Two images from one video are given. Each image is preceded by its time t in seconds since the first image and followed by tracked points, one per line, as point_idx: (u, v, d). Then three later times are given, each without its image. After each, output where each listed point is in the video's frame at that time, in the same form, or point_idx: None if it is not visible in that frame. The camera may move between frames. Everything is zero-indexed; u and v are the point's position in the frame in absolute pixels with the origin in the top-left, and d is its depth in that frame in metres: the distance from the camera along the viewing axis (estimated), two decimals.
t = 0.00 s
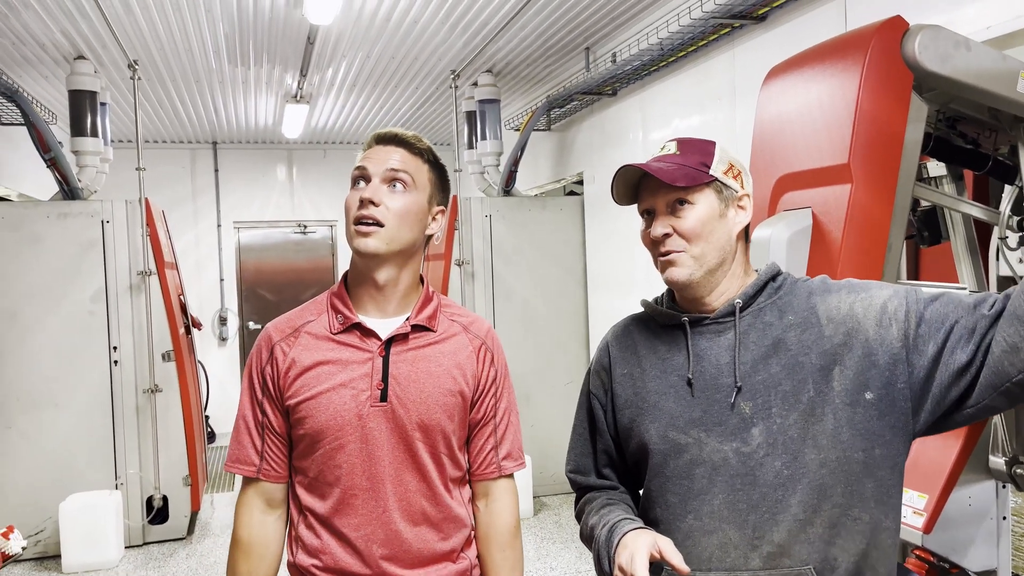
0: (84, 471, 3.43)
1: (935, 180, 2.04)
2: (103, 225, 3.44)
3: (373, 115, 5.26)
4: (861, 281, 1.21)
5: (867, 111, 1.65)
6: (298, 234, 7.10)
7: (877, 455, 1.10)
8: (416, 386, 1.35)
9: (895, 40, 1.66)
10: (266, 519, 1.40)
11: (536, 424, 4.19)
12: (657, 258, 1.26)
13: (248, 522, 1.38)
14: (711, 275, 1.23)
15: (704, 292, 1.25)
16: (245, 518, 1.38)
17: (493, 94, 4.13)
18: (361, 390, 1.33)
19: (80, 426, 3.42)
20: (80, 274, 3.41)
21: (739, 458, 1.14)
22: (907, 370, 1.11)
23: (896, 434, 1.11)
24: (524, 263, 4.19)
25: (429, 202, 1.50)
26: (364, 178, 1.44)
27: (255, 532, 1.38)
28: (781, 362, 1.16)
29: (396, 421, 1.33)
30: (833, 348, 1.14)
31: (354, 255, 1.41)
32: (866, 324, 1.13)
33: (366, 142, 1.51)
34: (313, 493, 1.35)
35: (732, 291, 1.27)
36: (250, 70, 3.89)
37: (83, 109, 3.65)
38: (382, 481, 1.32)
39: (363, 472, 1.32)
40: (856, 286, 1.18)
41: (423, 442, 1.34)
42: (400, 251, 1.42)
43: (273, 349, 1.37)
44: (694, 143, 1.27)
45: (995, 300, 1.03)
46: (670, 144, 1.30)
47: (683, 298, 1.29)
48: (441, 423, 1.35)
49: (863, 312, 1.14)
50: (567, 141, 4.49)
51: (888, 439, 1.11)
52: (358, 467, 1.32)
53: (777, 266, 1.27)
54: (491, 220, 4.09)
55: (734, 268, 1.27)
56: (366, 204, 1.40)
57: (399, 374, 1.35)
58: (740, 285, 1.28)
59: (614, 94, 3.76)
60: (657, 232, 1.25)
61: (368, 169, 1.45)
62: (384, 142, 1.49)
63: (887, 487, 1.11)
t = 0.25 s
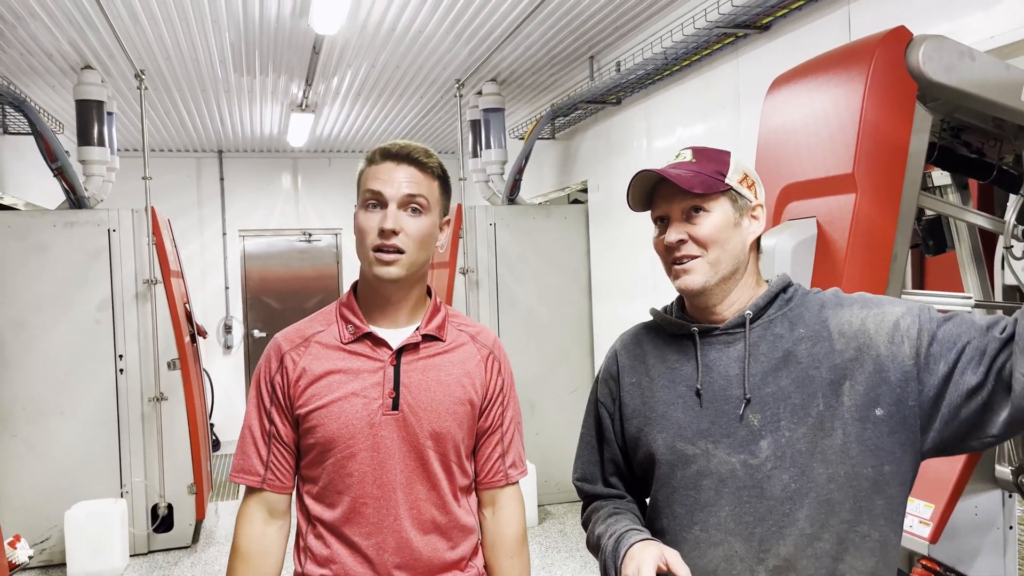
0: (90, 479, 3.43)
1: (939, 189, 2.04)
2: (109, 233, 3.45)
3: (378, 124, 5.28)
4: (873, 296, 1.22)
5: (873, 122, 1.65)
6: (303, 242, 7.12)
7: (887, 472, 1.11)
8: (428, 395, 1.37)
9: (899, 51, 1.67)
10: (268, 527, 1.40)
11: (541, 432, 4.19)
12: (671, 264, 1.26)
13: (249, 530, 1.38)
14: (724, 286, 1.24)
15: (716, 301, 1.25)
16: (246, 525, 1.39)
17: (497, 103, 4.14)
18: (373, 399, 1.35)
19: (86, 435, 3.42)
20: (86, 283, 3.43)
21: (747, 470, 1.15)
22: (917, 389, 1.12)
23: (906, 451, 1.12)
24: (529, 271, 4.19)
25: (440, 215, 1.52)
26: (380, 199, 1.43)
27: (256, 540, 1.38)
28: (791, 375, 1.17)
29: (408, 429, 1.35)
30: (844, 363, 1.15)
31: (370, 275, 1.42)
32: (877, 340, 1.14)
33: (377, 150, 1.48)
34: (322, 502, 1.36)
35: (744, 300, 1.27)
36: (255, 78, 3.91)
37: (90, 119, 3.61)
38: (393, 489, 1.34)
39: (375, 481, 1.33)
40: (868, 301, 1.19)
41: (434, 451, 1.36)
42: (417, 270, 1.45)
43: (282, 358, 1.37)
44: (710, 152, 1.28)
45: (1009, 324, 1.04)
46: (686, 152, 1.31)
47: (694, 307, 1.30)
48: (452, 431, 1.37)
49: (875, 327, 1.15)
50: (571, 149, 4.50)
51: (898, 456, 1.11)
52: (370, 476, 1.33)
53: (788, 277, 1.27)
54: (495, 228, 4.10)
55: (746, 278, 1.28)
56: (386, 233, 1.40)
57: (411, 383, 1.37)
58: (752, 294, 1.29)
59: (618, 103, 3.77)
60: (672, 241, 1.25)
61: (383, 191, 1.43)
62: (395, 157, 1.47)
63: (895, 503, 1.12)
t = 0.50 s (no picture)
0: (95, 488, 3.43)
1: (945, 199, 2.04)
2: (116, 242, 3.47)
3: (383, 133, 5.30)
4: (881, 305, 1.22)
5: (877, 132, 1.66)
6: (309, 251, 7.15)
7: (897, 481, 1.10)
8: (440, 405, 1.40)
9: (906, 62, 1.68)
10: (284, 540, 1.40)
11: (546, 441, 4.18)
12: (680, 273, 1.27)
13: (264, 543, 1.39)
14: (732, 296, 1.24)
15: (725, 312, 1.25)
16: (261, 539, 1.39)
17: (502, 112, 4.16)
18: (385, 411, 1.37)
19: (91, 443, 3.43)
20: (93, 292, 3.44)
21: (757, 481, 1.15)
22: (928, 398, 1.11)
23: (915, 460, 1.11)
24: (533, 278, 4.19)
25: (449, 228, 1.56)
26: (413, 212, 1.44)
27: (271, 553, 1.39)
28: (800, 386, 1.17)
29: (419, 439, 1.38)
30: (853, 373, 1.15)
31: (401, 286, 1.44)
32: (887, 349, 1.14)
33: (391, 160, 1.49)
34: (333, 515, 1.37)
35: (753, 311, 1.27)
36: (261, 87, 3.92)
37: (98, 127, 3.69)
38: (406, 500, 1.36)
39: (387, 492, 1.36)
40: (875, 310, 1.19)
41: (446, 460, 1.39)
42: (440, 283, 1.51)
43: (291, 373, 1.38)
44: (720, 162, 1.28)
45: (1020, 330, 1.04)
46: (698, 162, 1.32)
47: (703, 317, 1.30)
48: (462, 440, 1.42)
49: (884, 337, 1.15)
50: (576, 157, 4.51)
51: (908, 465, 1.11)
52: (382, 487, 1.35)
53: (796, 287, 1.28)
54: (501, 236, 4.10)
55: (756, 289, 1.27)
56: (428, 246, 1.43)
57: (422, 394, 1.40)
58: (761, 305, 1.28)
59: (622, 112, 3.78)
60: (682, 249, 1.25)
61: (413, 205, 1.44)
62: (415, 169, 1.49)
63: (907, 514, 1.11)
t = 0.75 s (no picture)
0: (101, 495, 3.44)
1: (951, 209, 2.04)
2: (122, 251, 3.48)
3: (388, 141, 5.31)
4: (892, 318, 1.23)
5: (885, 142, 1.66)
6: (314, 258, 7.17)
7: (908, 496, 1.11)
8: (446, 412, 1.41)
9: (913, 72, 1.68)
10: (286, 555, 1.40)
11: (550, 449, 4.17)
12: (688, 285, 1.27)
13: (266, 558, 1.38)
14: (741, 306, 1.24)
15: (735, 322, 1.26)
16: (264, 554, 1.38)
17: (507, 120, 4.17)
18: (392, 420, 1.37)
19: (97, 451, 3.43)
20: (99, 300, 3.45)
21: (767, 494, 1.15)
22: (940, 413, 1.13)
23: (928, 476, 1.13)
24: (538, 286, 4.19)
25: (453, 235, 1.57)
26: (423, 225, 1.45)
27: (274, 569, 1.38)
28: (810, 398, 1.18)
29: (427, 447, 1.38)
30: (865, 387, 1.16)
31: (409, 298, 1.45)
32: (899, 364, 1.15)
33: (397, 171, 1.49)
34: (340, 527, 1.37)
35: (762, 321, 1.27)
36: (266, 96, 3.93)
37: (104, 138, 3.66)
38: (414, 508, 1.37)
39: (395, 501, 1.36)
40: (887, 323, 1.21)
41: (453, 467, 1.40)
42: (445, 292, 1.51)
43: (294, 385, 1.38)
44: (724, 174, 1.28)
45: None
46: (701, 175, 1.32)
47: (712, 327, 1.30)
48: (469, 446, 1.43)
49: (896, 351, 1.16)
50: (581, 165, 4.52)
51: (920, 481, 1.12)
52: (390, 496, 1.36)
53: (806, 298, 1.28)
54: (505, 244, 4.12)
55: (766, 299, 1.28)
56: (436, 256, 1.45)
57: (429, 402, 1.41)
58: (771, 316, 1.29)
59: (627, 120, 3.79)
60: (691, 262, 1.25)
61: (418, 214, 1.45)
62: (418, 179, 1.50)
63: (919, 529, 1.11)
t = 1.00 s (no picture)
0: (105, 502, 3.44)
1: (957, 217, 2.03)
2: (126, 257, 3.49)
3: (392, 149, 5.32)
4: (900, 327, 1.24)
5: (888, 150, 1.66)
6: (317, 265, 7.19)
7: (918, 507, 1.12)
8: (450, 419, 1.41)
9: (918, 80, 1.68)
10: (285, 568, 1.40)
11: (554, 457, 4.16)
12: (690, 301, 1.29)
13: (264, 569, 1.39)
14: (745, 319, 1.26)
15: (740, 335, 1.27)
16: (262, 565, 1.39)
17: (511, 128, 4.18)
18: (395, 428, 1.38)
19: (101, 457, 3.43)
20: (104, 307, 3.46)
21: (776, 505, 1.16)
22: (949, 423, 1.14)
23: (938, 487, 1.13)
24: (542, 293, 4.19)
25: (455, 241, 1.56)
26: (422, 230, 1.45)
27: None
28: (819, 408, 1.18)
29: (430, 455, 1.38)
30: (873, 397, 1.16)
31: (410, 304, 1.45)
32: (908, 374, 1.16)
33: (394, 178, 1.49)
34: (343, 536, 1.37)
35: (769, 331, 1.28)
36: (271, 104, 3.94)
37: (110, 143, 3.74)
38: (418, 516, 1.37)
39: (399, 510, 1.36)
40: (896, 333, 1.21)
41: (456, 474, 1.40)
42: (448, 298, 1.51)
43: (295, 395, 1.38)
44: (720, 186, 1.29)
45: None
46: (699, 189, 1.33)
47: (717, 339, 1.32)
48: (473, 453, 1.43)
49: (905, 361, 1.17)
50: (584, 173, 4.52)
51: (930, 491, 1.12)
52: (393, 504, 1.36)
53: (813, 308, 1.29)
54: (509, 252, 4.11)
55: (770, 309, 1.29)
56: (436, 263, 1.45)
57: (432, 410, 1.41)
58: (776, 325, 1.30)
59: (631, 128, 3.79)
60: (690, 278, 1.27)
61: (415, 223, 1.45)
62: (416, 187, 1.50)
63: (928, 541, 1.12)
